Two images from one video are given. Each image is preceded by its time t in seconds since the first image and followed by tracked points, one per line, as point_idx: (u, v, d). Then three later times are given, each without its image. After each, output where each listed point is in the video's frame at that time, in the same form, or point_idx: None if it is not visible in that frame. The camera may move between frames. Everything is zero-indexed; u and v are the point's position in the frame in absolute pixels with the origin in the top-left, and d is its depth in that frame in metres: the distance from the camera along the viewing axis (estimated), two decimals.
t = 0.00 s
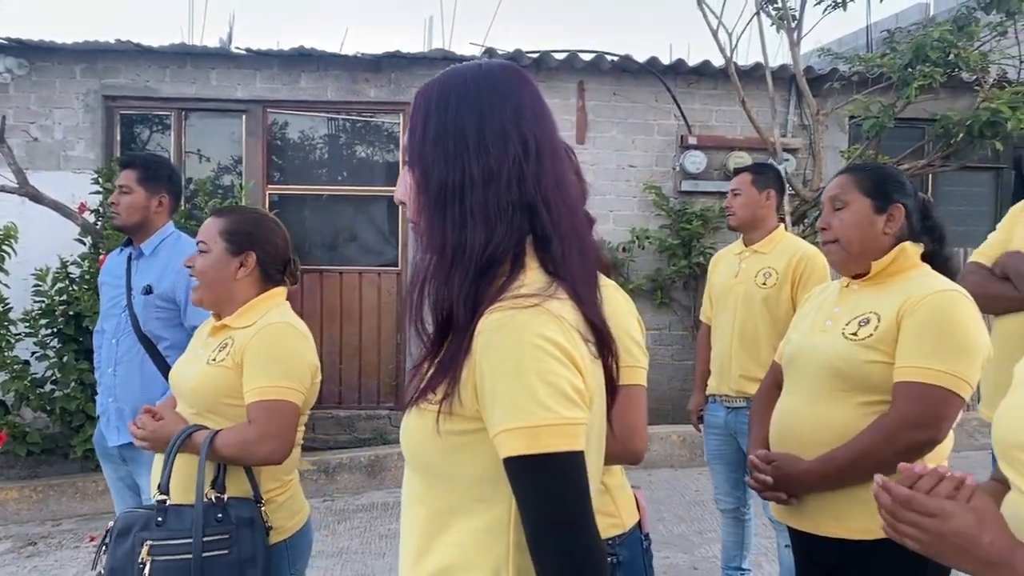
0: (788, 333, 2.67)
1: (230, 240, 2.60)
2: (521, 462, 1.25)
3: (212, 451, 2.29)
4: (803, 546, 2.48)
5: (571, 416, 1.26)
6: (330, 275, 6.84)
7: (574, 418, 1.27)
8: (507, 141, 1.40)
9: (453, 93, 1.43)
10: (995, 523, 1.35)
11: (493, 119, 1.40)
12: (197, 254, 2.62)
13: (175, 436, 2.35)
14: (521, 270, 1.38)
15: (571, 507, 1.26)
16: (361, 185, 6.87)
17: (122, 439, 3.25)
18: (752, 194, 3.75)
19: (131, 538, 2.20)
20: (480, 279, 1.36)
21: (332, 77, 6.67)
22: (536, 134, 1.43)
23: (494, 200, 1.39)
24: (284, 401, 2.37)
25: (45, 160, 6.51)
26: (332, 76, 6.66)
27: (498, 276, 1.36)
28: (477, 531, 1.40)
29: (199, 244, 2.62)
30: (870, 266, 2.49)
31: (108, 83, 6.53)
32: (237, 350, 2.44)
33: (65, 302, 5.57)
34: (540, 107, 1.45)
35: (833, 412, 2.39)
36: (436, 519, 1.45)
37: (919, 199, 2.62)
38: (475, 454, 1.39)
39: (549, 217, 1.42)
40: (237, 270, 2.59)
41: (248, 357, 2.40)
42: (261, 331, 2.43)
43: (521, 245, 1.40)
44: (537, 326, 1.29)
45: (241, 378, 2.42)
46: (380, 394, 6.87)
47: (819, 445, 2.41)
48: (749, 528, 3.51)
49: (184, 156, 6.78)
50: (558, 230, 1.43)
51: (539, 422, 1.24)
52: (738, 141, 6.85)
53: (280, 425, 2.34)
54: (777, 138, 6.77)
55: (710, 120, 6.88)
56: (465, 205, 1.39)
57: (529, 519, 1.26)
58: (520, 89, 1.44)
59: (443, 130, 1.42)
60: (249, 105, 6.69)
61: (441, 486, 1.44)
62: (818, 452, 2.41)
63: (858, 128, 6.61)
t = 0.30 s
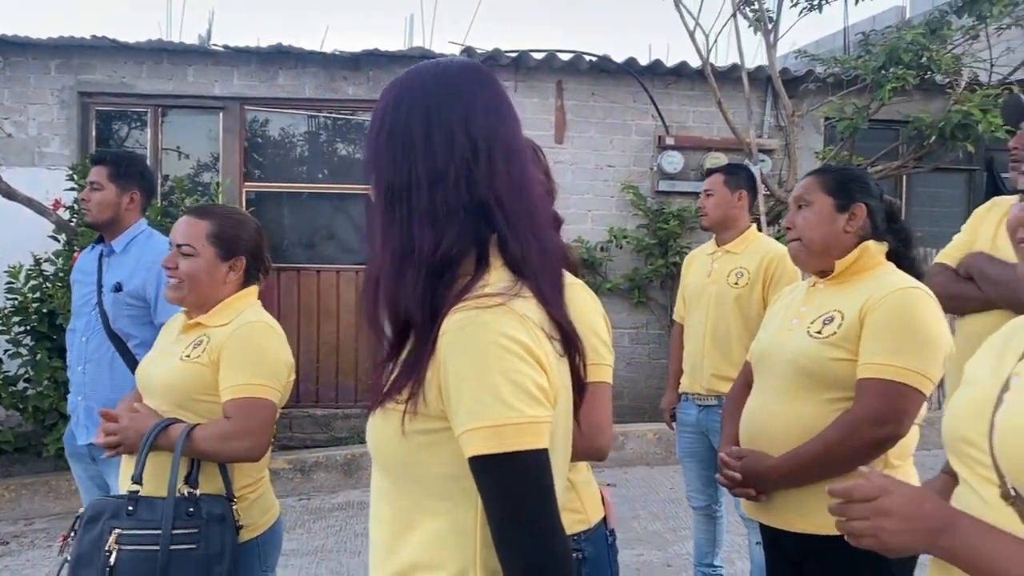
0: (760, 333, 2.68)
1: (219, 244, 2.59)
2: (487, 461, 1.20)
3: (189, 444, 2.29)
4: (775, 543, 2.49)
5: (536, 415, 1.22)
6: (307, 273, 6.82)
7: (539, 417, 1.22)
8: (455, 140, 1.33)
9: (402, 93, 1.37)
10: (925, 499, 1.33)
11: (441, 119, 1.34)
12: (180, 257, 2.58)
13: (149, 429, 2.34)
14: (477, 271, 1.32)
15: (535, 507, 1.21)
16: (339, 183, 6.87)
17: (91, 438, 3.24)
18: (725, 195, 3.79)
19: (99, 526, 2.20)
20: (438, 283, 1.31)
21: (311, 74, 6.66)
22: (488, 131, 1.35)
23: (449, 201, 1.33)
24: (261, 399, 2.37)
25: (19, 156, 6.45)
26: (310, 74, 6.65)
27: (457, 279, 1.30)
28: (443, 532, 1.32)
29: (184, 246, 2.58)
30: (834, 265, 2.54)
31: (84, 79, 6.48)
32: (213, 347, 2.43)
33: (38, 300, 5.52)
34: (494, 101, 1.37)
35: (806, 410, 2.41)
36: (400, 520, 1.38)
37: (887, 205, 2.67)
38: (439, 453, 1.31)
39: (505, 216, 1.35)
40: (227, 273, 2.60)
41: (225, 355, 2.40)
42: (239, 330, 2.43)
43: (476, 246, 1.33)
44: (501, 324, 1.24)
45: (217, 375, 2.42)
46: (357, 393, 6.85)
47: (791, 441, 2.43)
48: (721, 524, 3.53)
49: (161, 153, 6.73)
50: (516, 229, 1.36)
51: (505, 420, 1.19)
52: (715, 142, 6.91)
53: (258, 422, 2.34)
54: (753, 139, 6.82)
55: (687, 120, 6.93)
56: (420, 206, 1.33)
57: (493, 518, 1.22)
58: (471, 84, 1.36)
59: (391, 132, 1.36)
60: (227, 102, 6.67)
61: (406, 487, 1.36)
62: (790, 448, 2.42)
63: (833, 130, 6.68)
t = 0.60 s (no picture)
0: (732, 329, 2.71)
1: (187, 248, 2.59)
2: (454, 453, 1.22)
3: (166, 441, 2.30)
4: (745, 536, 2.53)
5: (502, 408, 1.23)
6: (288, 269, 6.81)
7: (505, 409, 1.24)
8: (416, 139, 1.35)
9: (365, 95, 1.40)
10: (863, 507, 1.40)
11: (401, 118, 1.36)
12: (149, 263, 2.58)
13: (125, 425, 2.35)
14: (440, 268, 1.33)
15: (500, 497, 1.22)
16: (320, 179, 6.86)
17: (65, 433, 3.24)
18: (702, 194, 3.83)
19: (77, 526, 2.19)
20: (402, 279, 1.31)
21: (291, 70, 6.64)
22: (449, 130, 1.36)
23: (415, 199, 1.34)
24: (236, 395, 2.38)
25: None
26: (291, 69, 6.63)
27: (421, 276, 1.31)
28: (413, 523, 1.33)
29: (152, 253, 2.57)
30: (804, 263, 2.57)
31: (62, 73, 6.43)
32: (187, 344, 2.43)
33: (15, 294, 5.48)
34: (456, 101, 1.38)
35: (777, 406, 2.44)
36: (369, 511, 1.38)
37: (856, 204, 2.72)
38: (407, 445, 1.32)
39: (468, 214, 1.36)
40: (198, 276, 2.60)
41: (199, 352, 2.40)
42: (213, 327, 2.43)
43: (439, 243, 1.34)
44: (467, 318, 1.25)
45: (191, 371, 2.42)
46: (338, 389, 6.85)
47: (762, 436, 2.46)
48: (695, 519, 3.53)
49: (141, 148, 6.70)
50: (479, 226, 1.37)
51: (471, 413, 1.21)
52: (695, 141, 6.96)
53: (233, 418, 2.35)
54: (732, 138, 6.88)
55: (667, 119, 6.97)
56: (381, 205, 1.35)
57: (460, 508, 1.23)
58: (433, 84, 1.38)
59: (354, 133, 1.39)
60: (207, 97, 6.64)
61: (375, 479, 1.37)
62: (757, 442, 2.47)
63: (811, 129, 6.74)
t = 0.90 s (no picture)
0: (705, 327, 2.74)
1: (166, 233, 2.60)
2: (423, 448, 1.24)
3: (137, 437, 2.30)
4: (717, 530, 2.57)
5: (471, 403, 1.25)
6: (271, 263, 6.81)
7: (473, 405, 1.26)
8: (387, 138, 1.37)
9: (336, 93, 1.41)
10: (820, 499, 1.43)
11: (372, 117, 1.38)
12: (126, 242, 2.59)
13: (99, 421, 2.35)
14: (410, 265, 1.35)
15: (468, 490, 1.24)
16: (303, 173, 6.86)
17: (42, 428, 3.24)
18: (681, 191, 3.86)
19: (52, 525, 2.18)
20: (372, 276, 1.33)
21: (274, 64, 6.62)
22: (420, 129, 1.39)
23: (385, 197, 1.36)
24: (208, 391, 2.39)
25: None
26: (273, 64, 6.62)
27: (392, 273, 1.33)
28: (384, 516, 1.35)
29: (131, 232, 2.58)
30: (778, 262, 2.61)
31: (42, 64, 6.37)
32: (160, 340, 2.44)
33: None
34: (426, 100, 1.41)
35: (748, 403, 2.47)
36: (341, 506, 1.40)
37: (830, 203, 2.76)
38: (378, 441, 1.34)
39: (438, 212, 1.38)
40: (170, 264, 2.61)
41: (172, 348, 2.41)
42: (185, 323, 2.44)
43: (410, 240, 1.37)
44: (436, 316, 1.27)
45: (164, 367, 2.43)
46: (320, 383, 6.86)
47: (733, 432, 2.50)
48: (672, 513, 3.56)
49: (123, 141, 6.68)
50: (449, 224, 1.39)
51: (440, 408, 1.23)
52: (677, 138, 7.01)
53: (206, 413, 2.36)
54: (714, 135, 6.93)
55: (650, 116, 7.01)
56: (352, 202, 1.37)
57: (429, 502, 1.25)
58: (403, 84, 1.40)
59: (325, 130, 1.40)
60: (189, 90, 6.61)
61: (346, 474, 1.39)
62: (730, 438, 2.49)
63: (791, 127, 6.80)
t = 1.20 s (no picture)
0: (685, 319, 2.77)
1: (145, 215, 2.62)
2: (397, 436, 1.25)
3: (115, 425, 2.30)
4: (693, 520, 2.60)
5: (445, 391, 1.27)
6: (258, 254, 6.81)
7: (448, 393, 1.28)
8: (366, 127, 1.38)
9: (316, 81, 1.42)
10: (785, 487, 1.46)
11: (352, 106, 1.39)
12: (107, 226, 2.62)
13: (78, 407, 2.36)
14: (387, 255, 1.37)
15: (441, 478, 1.25)
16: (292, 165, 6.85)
17: (27, 417, 3.24)
18: (666, 185, 3.88)
19: (28, 510, 2.18)
20: (350, 265, 1.35)
21: (262, 55, 6.59)
22: (398, 120, 1.40)
23: (364, 186, 1.37)
24: (186, 380, 2.39)
25: None
26: (262, 55, 6.59)
27: (369, 262, 1.35)
28: (358, 503, 1.36)
29: (111, 215, 2.61)
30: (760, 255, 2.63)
31: (29, 54, 6.32)
32: (139, 328, 2.44)
33: None
34: (405, 91, 1.42)
35: (724, 394, 2.51)
36: (315, 493, 1.41)
37: (809, 195, 2.79)
38: (352, 429, 1.35)
39: (416, 202, 1.40)
40: (146, 247, 2.61)
41: (150, 336, 2.42)
42: (164, 311, 2.45)
43: (387, 230, 1.38)
44: (412, 306, 1.29)
45: (142, 355, 2.43)
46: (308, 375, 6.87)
47: (711, 423, 2.53)
48: (655, 504, 3.59)
49: (111, 131, 6.65)
50: (425, 215, 1.41)
51: (414, 396, 1.25)
52: (665, 133, 7.04)
53: (183, 402, 2.37)
54: (702, 130, 6.96)
55: (639, 110, 7.03)
56: (330, 191, 1.38)
57: (403, 488, 1.26)
58: (383, 74, 1.41)
59: (303, 118, 1.41)
60: (176, 81, 6.59)
61: (320, 462, 1.40)
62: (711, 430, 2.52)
63: (778, 122, 6.83)
